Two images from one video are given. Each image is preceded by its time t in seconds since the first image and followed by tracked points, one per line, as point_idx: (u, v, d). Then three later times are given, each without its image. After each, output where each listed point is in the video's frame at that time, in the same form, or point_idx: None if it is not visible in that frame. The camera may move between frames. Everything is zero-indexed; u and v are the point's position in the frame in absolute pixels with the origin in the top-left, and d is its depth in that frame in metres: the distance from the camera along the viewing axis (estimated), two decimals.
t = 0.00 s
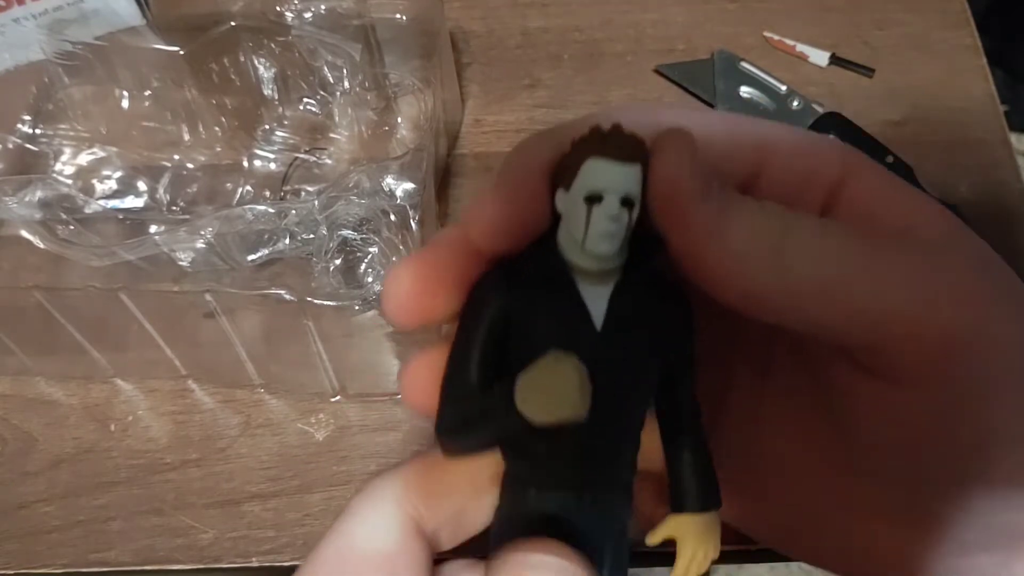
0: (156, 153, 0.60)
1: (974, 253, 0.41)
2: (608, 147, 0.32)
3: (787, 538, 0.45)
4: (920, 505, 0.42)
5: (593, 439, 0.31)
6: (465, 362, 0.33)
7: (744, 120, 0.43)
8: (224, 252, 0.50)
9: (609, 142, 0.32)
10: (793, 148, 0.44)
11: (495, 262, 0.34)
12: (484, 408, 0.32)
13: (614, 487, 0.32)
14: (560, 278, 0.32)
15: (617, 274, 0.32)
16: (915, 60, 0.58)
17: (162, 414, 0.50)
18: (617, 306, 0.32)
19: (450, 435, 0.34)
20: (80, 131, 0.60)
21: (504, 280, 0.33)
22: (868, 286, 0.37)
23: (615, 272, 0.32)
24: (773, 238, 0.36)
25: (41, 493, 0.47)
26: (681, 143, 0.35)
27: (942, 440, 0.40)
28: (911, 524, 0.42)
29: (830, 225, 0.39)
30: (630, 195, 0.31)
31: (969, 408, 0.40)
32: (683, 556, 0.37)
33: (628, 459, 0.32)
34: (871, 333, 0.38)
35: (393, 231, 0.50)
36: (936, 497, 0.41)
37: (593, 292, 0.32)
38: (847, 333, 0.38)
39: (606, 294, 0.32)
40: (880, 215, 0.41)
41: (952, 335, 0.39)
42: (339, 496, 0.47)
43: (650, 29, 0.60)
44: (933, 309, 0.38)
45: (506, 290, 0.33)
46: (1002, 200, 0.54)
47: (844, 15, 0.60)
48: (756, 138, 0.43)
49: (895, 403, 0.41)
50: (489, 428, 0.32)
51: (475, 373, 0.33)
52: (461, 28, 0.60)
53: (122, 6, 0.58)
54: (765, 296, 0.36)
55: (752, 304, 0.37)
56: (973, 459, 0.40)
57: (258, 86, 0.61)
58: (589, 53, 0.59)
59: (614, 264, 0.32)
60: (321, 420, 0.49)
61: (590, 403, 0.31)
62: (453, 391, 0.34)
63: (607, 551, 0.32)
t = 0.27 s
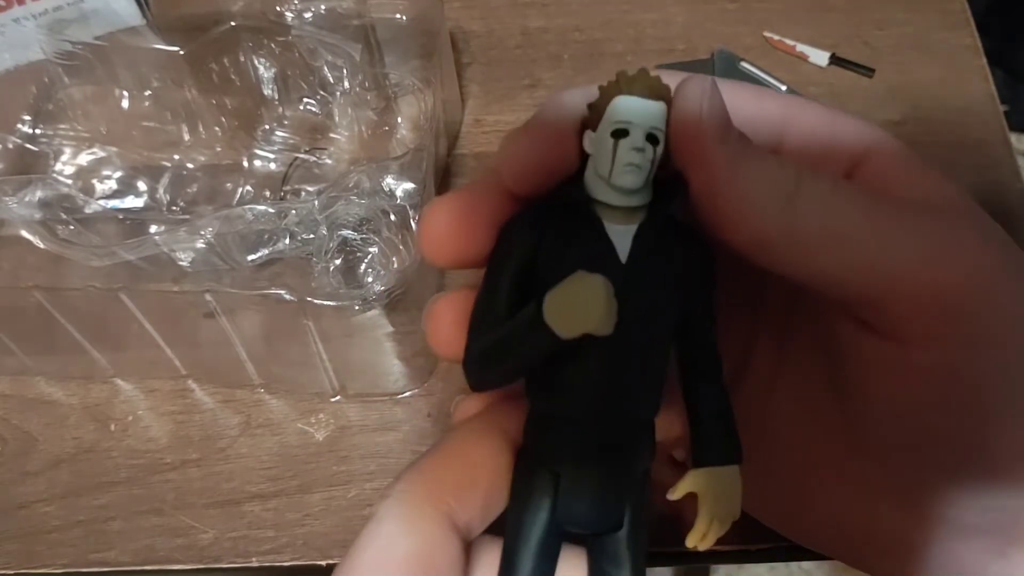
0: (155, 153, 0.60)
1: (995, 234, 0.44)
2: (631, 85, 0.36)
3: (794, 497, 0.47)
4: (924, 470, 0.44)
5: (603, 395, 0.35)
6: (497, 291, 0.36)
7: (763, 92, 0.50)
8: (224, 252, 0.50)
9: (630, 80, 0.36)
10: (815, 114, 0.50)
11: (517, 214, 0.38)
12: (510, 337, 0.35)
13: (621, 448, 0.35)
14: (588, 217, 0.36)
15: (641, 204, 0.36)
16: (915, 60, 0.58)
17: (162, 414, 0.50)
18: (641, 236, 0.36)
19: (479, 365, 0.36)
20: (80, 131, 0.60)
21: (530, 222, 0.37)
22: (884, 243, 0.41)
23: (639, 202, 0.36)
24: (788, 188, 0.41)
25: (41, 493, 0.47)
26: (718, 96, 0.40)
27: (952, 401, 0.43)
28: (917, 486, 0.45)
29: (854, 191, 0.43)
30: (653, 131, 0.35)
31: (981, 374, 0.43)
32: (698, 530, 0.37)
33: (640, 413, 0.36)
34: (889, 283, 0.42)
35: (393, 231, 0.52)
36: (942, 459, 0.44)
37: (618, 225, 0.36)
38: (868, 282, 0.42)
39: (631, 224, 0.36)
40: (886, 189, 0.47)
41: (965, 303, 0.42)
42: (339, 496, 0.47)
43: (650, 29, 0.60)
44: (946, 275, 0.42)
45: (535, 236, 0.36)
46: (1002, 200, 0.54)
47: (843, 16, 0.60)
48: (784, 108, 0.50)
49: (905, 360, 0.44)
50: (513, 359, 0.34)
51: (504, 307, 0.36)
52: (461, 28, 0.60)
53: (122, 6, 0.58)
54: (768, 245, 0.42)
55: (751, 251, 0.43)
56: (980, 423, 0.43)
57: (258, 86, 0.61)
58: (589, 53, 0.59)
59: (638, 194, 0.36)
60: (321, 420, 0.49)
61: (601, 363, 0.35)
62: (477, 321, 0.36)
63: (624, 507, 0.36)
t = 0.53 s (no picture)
0: (155, 152, 0.60)
1: (993, 233, 0.44)
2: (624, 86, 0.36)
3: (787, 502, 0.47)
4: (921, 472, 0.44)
5: (595, 397, 0.35)
6: (490, 292, 0.36)
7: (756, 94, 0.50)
8: (225, 252, 0.50)
9: (623, 80, 0.36)
10: (809, 118, 0.50)
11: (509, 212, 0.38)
12: (504, 339, 0.35)
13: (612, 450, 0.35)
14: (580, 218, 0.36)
15: (631, 206, 0.36)
16: (915, 60, 0.58)
17: (162, 414, 0.50)
18: (633, 236, 0.36)
19: (472, 365, 0.36)
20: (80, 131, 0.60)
21: (523, 222, 0.37)
22: (873, 244, 0.41)
23: (629, 204, 0.36)
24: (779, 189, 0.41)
25: (41, 493, 0.47)
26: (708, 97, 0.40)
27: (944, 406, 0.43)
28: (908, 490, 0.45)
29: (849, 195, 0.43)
30: (644, 134, 0.35)
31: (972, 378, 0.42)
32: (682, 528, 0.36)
33: (632, 413, 0.36)
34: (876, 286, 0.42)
35: (393, 231, 0.51)
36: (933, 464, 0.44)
37: (609, 226, 0.36)
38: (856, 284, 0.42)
39: (621, 225, 0.36)
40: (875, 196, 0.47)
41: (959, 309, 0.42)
42: (339, 496, 0.47)
43: (650, 29, 0.60)
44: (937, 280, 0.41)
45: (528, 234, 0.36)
46: (1002, 200, 0.54)
47: (843, 16, 0.60)
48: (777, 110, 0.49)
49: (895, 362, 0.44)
50: (506, 358, 0.35)
51: (498, 308, 0.36)
52: (461, 28, 0.60)
53: (122, 6, 0.58)
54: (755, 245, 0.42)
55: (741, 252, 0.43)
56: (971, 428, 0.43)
57: (258, 86, 0.61)
58: (589, 53, 0.59)
59: (629, 195, 0.36)
60: (321, 420, 0.49)
61: (595, 364, 0.35)
62: (470, 321, 0.36)
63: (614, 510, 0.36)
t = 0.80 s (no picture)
0: (155, 153, 0.60)
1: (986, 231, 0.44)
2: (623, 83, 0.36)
3: (781, 503, 0.47)
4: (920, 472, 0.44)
5: (592, 398, 0.35)
6: (487, 290, 0.36)
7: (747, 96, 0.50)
8: (225, 252, 0.51)
9: (623, 77, 0.36)
10: (803, 119, 0.50)
11: (506, 212, 0.38)
12: (504, 337, 0.34)
13: (610, 450, 0.35)
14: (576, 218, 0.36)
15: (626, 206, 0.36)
16: (916, 60, 0.58)
17: (162, 414, 0.50)
18: (628, 237, 0.36)
19: (467, 364, 0.36)
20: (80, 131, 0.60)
21: (522, 221, 0.37)
22: (867, 243, 0.41)
23: (624, 204, 0.36)
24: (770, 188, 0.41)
25: (41, 493, 0.47)
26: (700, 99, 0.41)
27: (940, 407, 0.43)
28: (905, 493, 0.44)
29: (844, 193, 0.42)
30: (644, 132, 0.35)
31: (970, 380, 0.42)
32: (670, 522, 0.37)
33: (628, 414, 0.36)
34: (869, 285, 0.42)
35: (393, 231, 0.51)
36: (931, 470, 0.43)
37: (607, 225, 0.36)
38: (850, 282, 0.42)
39: (618, 225, 0.36)
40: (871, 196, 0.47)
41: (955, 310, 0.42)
42: (339, 496, 0.47)
43: (650, 29, 0.60)
44: (932, 278, 0.41)
45: (527, 234, 0.36)
46: (1002, 200, 0.54)
47: (843, 16, 0.60)
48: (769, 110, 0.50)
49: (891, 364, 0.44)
50: (505, 357, 0.34)
51: (496, 306, 0.36)
52: (461, 28, 0.60)
53: (122, 6, 0.58)
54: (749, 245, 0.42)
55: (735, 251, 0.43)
56: (968, 433, 0.42)
57: (258, 86, 0.61)
58: (589, 53, 0.59)
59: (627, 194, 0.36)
60: (321, 420, 0.49)
61: (592, 363, 0.35)
62: (466, 318, 0.36)
63: (610, 510, 0.36)
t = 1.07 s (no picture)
0: (156, 153, 0.60)
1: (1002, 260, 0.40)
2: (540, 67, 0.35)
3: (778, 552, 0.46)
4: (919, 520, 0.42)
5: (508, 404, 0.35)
6: (371, 293, 0.35)
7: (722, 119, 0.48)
8: (225, 253, 0.52)
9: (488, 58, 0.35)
10: (790, 138, 0.46)
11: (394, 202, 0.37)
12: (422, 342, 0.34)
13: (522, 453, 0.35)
14: (451, 211, 0.35)
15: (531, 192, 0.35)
16: (916, 60, 0.58)
17: (162, 414, 0.50)
18: (509, 228, 0.35)
19: (350, 364, 0.34)
20: (80, 132, 0.60)
21: (390, 218, 0.36)
22: (865, 281, 0.39)
23: (528, 187, 0.35)
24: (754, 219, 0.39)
25: (41, 493, 0.47)
26: (705, 126, 0.41)
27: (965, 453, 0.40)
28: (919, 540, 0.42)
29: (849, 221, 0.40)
30: (534, 113, 0.35)
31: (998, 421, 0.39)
32: (614, 526, 0.37)
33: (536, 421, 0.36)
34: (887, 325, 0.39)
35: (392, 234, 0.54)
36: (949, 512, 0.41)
37: (498, 217, 0.35)
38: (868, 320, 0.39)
39: (512, 212, 0.35)
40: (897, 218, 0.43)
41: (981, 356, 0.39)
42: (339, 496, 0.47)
43: (650, 30, 0.60)
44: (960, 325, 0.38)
45: (419, 233, 0.35)
46: (1001, 200, 0.54)
47: (842, 16, 0.60)
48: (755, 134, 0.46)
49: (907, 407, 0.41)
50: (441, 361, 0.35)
51: (380, 308, 0.35)
52: (461, 28, 0.59)
53: (122, 6, 0.58)
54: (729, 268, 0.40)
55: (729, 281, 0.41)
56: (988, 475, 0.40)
57: (258, 86, 0.61)
58: (590, 52, 0.59)
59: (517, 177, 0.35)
60: (322, 421, 0.49)
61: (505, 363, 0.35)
62: (356, 319, 0.35)
63: (519, 522, 0.36)
